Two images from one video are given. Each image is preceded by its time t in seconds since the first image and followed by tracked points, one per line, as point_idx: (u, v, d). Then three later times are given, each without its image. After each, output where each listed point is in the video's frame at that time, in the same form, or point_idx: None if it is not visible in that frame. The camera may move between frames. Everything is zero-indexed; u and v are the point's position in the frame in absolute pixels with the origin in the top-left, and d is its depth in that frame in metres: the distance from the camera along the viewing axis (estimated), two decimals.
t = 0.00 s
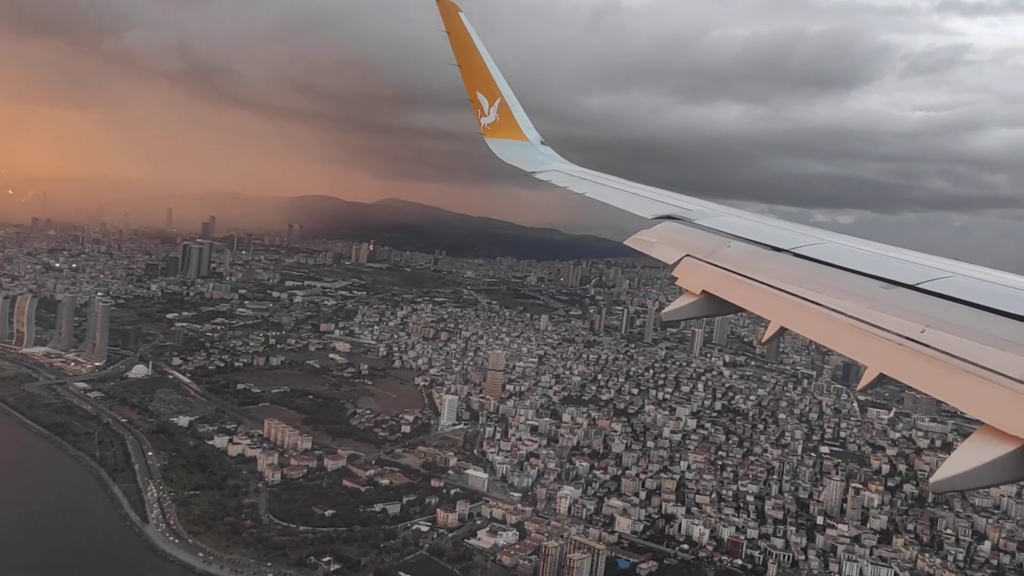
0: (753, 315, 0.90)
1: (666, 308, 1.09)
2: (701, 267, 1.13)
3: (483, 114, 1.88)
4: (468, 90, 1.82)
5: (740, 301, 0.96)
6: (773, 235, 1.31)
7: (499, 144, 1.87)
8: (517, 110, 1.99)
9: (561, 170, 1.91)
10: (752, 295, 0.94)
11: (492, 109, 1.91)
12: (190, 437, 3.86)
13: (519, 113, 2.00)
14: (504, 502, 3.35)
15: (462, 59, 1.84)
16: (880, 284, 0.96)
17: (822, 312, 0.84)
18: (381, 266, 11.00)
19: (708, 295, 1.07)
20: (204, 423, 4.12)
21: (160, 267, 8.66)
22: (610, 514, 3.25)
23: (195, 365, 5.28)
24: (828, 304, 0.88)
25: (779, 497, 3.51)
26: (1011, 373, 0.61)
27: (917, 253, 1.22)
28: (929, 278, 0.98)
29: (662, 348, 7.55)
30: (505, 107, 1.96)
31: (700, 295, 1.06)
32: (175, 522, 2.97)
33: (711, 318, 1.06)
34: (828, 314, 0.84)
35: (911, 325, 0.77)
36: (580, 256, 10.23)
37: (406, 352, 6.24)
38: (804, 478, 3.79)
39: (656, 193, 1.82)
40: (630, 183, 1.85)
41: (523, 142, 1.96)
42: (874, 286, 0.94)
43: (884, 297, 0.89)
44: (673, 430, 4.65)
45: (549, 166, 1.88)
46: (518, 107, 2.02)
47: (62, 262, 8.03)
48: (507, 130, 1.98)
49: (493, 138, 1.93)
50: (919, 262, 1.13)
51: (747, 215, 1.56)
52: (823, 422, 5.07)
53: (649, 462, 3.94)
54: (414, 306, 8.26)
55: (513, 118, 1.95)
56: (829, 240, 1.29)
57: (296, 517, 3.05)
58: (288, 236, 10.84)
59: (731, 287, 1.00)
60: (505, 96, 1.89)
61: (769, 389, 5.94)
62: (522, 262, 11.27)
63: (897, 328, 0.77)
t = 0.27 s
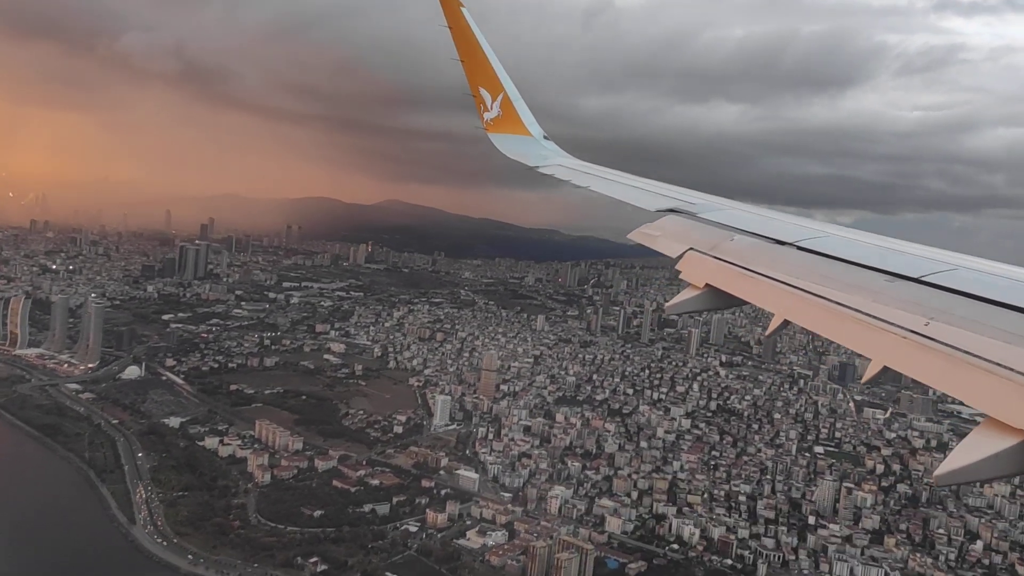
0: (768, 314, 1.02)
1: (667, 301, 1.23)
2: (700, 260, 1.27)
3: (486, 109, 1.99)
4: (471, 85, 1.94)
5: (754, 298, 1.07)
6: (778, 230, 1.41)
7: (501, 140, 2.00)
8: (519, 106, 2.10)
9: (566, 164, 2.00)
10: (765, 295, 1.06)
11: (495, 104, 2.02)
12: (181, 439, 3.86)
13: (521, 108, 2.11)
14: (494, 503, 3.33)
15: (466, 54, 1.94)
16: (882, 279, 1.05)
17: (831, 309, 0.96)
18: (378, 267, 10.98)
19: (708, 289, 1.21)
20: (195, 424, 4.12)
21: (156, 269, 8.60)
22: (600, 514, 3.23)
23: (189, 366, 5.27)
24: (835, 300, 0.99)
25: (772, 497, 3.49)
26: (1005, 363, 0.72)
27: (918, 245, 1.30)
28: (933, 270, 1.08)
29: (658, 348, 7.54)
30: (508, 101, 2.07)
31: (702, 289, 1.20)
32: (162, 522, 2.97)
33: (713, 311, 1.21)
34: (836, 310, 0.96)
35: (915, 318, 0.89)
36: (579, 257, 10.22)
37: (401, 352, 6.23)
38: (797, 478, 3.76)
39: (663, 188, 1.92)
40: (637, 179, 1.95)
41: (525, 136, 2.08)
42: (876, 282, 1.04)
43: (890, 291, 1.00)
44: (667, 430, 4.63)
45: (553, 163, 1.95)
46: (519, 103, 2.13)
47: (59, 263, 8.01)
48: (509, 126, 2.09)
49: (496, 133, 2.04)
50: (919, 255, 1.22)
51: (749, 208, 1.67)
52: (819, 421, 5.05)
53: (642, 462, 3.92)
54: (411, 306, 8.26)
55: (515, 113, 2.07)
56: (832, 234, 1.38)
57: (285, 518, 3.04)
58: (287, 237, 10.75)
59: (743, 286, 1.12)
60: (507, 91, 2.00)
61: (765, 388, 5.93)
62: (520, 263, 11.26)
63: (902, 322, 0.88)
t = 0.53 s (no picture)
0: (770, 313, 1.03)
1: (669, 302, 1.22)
2: (705, 261, 1.28)
3: (490, 109, 2.04)
4: (475, 83, 1.98)
5: (756, 297, 1.09)
6: (782, 230, 1.46)
7: (506, 139, 2.06)
8: (521, 103, 2.14)
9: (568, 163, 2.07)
10: (767, 294, 1.08)
11: (499, 102, 2.07)
12: (171, 446, 3.84)
13: (522, 103, 2.16)
14: (483, 511, 3.30)
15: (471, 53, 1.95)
16: (888, 279, 1.08)
17: (833, 308, 0.98)
18: (377, 275, 10.97)
19: (713, 289, 1.20)
20: (186, 431, 4.10)
21: (154, 276, 8.60)
22: (591, 523, 3.21)
23: (182, 374, 5.25)
24: (838, 301, 1.01)
25: (763, 507, 3.46)
26: (1008, 364, 0.74)
27: (920, 244, 1.35)
28: (938, 271, 1.12)
29: (655, 356, 7.52)
30: (510, 98, 2.11)
31: (706, 289, 1.19)
32: (146, 529, 2.96)
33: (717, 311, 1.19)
34: (839, 309, 0.98)
35: (918, 319, 0.91)
36: (577, 265, 10.22)
37: (396, 360, 6.22)
38: (790, 488, 3.73)
39: (666, 187, 1.98)
40: (640, 179, 2.01)
41: (528, 134, 2.14)
42: (882, 282, 1.07)
43: (893, 292, 1.02)
44: (660, 439, 4.60)
45: (554, 162, 2.01)
46: (521, 99, 2.18)
47: (56, 271, 7.99)
48: (511, 122, 2.14)
49: (498, 130, 2.09)
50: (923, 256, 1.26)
51: (750, 207, 1.72)
52: (814, 431, 5.03)
53: (634, 471, 3.90)
54: (408, 315, 8.25)
55: (518, 110, 2.12)
56: (835, 235, 1.43)
57: (273, 526, 3.04)
58: (286, 245, 10.66)
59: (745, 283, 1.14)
60: (511, 90, 2.05)
61: (761, 397, 5.90)
62: (518, 271, 11.26)
63: (905, 323, 0.90)
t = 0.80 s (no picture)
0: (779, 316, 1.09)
1: (674, 303, 1.32)
2: (708, 262, 1.38)
3: (494, 108, 2.20)
4: (479, 84, 2.14)
5: (765, 301, 1.15)
6: (786, 232, 1.55)
7: (508, 137, 2.23)
8: (524, 103, 2.30)
9: (571, 164, 2.20)
10: (776, 298, 1.13)
11: (502, 102, 2.24)
12: (162, 455, 3.82)
13: (525, 104, 2.32)
14: (473, 519, 3.28)
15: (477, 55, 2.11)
16: (891, 281, 1.16)
17: (840, 312, 1.04)
18: (375, 284, 10.95)
19: (715, 290, 1.30)
20: (177, 439, 4.08)
21: (150, 285, 8.59)
22: (581, 531, 3.19)
23: (176, 382, 5.24)
24: (846, 305, 1.07)
25: (756, 515, 3.46)
26: (1009, 365, 0.79)
27: (921, 246, 1.44)
28: (939, 272, 1.20)
29: (652, 365, 7.51)
30: (514, 99, 2.28)
31: (708, 290, 1.29)
32: (133, 538, 2.95)
33: (719, 312, 1.29)
34: (846, 313, 1.04)
35: (924, 321, 0.96)
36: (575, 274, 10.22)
37: (391, 369, 6.21)
38: (784, 496, 3.71)
39: (670, 188, 2.07)
40: (645, 180, 2.11)
41: (530, 133, 2.32)
42: (885, 284, 1.15)
43: (896, 293, 1.10)
44: (654, 448, 4.58)
45: (557, 162, 2.18)
46: (524, 100, 2.33)
47: (53, 280, 7.98)
48: (514, 121, 2.31)
49: (501, 129, 2.26)
50: (922, 257, 1.34)
51: (753, 207, 1.82)
52: (810, 439, 5.00)
53: (627, 479, 3.89)
54: (405, 323, 8.24)
55: (521, 110, 2.29)
56: (837, 237, 1.51)
57: (261, 535, 3.02)
58: (285, 254, 10.67)
59: (753, 287, 1.21)
60: (514, 89, 2.21)
61: (757, 405, 5.88)
62: (517, 280, 11.26)
63: (912, 326, 0.95)
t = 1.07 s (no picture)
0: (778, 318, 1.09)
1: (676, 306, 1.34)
2: (708, 264, 1.39)
3: (495, 112, 2.22)
4: (480, 88, 2.17)
5: (765, 303, 1.15)
6: (787, 234, 1.55)
7: (508, 142, 2.25)
8: (525, 108, 2.33)
9: (572, 168, 2.21)
10: (775, 301, 1.13)
11: (503, 107, 2.26)
12: (151, 461, 3.81)
13: (526, 109, 2.35)
14: (462, 525, 3.26)
15: (478, 60, 2.14)
16: (893, 282, 1.15)
17: (840, 313, 1.04)
18: (372, 290, 10.94)
19: (717, 292, 1.31)
20: (167, 445, 4.07)
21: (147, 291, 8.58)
22: (570, 537, 3.18)
23: (168, 388, 5.23)
24: (847, 306, 1.06)
25: (747, 520, 3.44)
26: (1009, 366, 0.78)
27: (925, 249, 1.43)
28: (942, 274, 1.19)
29: (648, 370, 7.49)
30: (514, 104, 2.30)
31: (709, 292, 1.31)
32: (118, 543, 2.93)
33: (719, 313, 1.31)
34: (846, 314, 1.03)
35: (924, 323, 0.95)
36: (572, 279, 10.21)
37: (386, 375, 6.19)
38: (776, 501, 3.69)
39: (671, 192, 2.08)
40: (646, 183, 2.11)
41: (531, 138, 2.34)
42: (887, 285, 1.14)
43: (898, 294, 1.09)
44: (647, 453, 4.57)
45: (558, 166, 2.19)
46: (525, 105, 2.36)
47: (50, 286, 7.97)
48: (515, 126, 2.33)
49: (502, 133, 2.28)
50: (925, 261, 1.33)
51: (755, 210, 1.82)
52: (804, 444, 4.99)
53: (619, 484, 3.87)
54: (401, 329, 8.23)
55: (521, 115, 2.31)
56: (840, 239, 1.51)
57: (248, 541, 3.02)
58: (284, 260, 10.67)
59: (753, 289, 1.21)
60: (514, 94, 2.24)
61: (753, 410, 5.86)
62: (515, 286, 11.25)
63: (914, 326, 0.94)
